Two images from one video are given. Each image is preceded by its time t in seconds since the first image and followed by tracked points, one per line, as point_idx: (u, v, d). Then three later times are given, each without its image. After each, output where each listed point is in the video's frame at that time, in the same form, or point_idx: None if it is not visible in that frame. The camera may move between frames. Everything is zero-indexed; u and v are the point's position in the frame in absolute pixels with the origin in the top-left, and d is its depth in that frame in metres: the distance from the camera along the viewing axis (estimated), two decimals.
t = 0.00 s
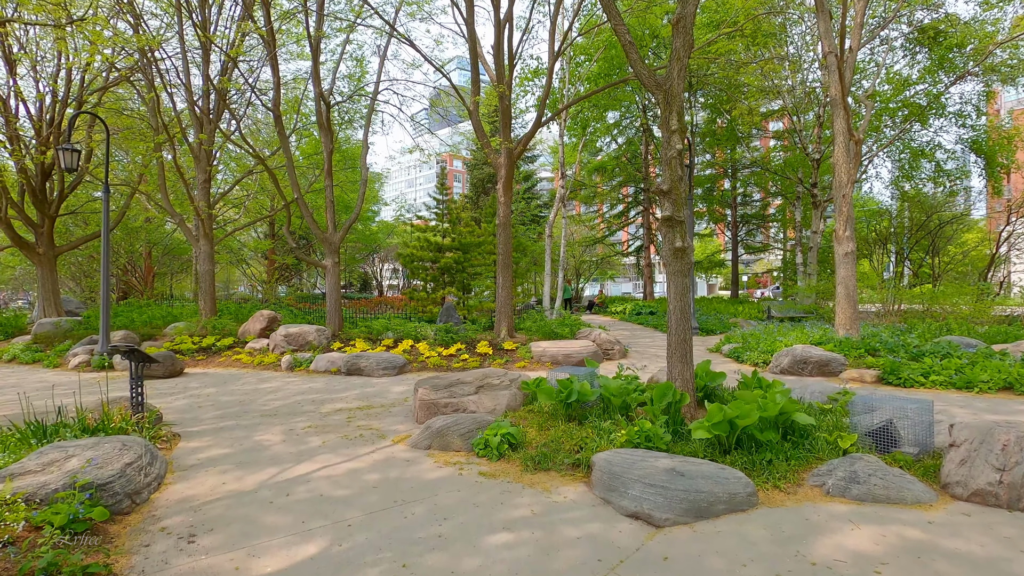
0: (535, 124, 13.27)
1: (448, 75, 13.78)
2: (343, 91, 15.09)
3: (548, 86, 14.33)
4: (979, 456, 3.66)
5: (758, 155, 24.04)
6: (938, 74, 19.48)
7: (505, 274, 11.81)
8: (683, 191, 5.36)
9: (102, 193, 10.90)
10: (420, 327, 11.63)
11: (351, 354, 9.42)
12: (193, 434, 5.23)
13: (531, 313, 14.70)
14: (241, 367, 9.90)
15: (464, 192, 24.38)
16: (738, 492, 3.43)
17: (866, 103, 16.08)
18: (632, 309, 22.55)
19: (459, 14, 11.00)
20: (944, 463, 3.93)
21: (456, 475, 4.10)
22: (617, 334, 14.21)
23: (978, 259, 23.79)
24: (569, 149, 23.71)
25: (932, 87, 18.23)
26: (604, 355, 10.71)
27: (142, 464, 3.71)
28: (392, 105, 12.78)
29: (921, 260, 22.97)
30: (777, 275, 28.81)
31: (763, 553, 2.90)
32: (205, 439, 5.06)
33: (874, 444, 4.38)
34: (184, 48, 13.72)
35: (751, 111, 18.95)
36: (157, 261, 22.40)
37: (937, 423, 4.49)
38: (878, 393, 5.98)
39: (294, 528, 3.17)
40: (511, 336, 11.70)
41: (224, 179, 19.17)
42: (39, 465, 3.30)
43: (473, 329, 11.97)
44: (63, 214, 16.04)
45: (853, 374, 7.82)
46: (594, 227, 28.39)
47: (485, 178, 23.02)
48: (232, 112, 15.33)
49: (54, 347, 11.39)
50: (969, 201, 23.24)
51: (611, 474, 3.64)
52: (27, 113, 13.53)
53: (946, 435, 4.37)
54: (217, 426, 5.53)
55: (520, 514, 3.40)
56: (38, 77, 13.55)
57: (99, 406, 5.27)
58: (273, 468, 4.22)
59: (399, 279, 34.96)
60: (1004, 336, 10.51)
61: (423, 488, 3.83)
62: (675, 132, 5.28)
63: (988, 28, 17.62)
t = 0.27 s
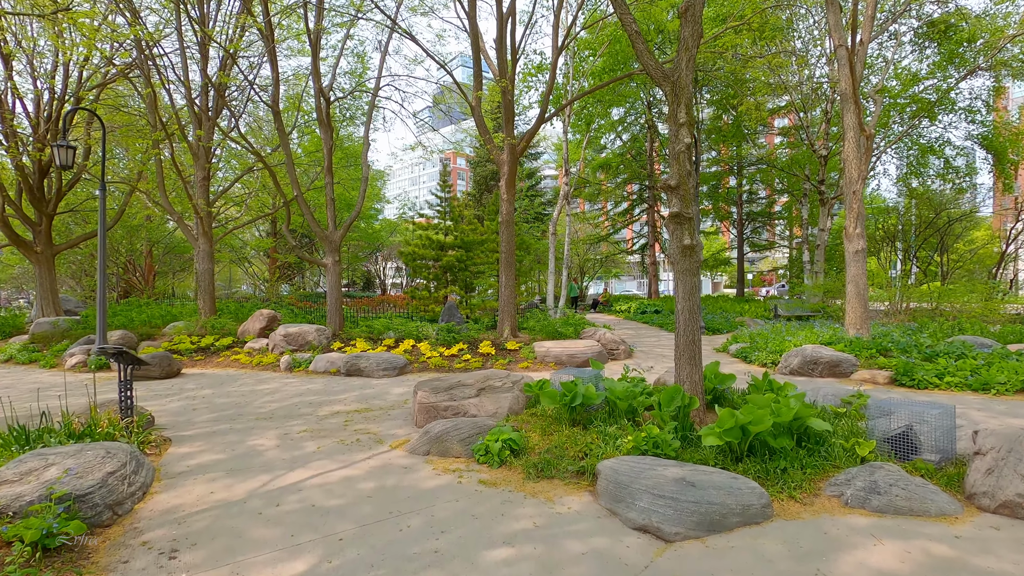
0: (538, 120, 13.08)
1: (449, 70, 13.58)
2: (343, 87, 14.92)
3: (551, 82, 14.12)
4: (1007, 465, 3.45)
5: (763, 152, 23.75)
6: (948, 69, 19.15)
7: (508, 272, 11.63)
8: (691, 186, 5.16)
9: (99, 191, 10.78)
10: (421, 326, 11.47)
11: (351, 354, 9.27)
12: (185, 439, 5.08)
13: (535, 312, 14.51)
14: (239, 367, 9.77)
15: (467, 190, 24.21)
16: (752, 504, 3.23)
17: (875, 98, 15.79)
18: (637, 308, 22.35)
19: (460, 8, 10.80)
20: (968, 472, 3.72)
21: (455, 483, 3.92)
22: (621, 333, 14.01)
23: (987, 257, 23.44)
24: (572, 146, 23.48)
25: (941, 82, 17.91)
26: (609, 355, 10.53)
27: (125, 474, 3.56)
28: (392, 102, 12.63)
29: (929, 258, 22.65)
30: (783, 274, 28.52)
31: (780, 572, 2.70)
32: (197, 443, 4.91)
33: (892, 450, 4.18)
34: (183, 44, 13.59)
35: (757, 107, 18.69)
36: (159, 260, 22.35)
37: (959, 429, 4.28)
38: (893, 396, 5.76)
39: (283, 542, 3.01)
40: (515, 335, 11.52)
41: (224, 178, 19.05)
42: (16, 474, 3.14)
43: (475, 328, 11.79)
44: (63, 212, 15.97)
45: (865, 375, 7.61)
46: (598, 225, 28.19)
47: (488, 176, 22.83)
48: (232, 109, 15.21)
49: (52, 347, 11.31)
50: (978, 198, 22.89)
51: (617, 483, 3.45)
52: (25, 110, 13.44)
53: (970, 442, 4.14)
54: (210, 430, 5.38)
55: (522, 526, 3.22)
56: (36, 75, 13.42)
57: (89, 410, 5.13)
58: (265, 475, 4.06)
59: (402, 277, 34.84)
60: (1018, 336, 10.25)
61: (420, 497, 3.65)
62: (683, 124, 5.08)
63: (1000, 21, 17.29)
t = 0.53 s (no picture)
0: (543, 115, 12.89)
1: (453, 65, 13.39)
2: (346, 84, 14.76)
3: (557, 77, 13.90)
4: None
5: (772, 149, 23.42)
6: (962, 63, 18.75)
7: (513, 270, 11.45)
8: (704, 180, 4.95)
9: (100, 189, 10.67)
10: (425, 326, 11.30)
11: (353, 353, 9.11)
12: (179, 441, 4.92)
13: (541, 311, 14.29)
14: (240, 367, 9.64)
15: (472, 188, 24.02)
16: (773, 516, 3.02)
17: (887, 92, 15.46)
18: (644, 307, 22.10)
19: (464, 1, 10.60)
20: (1001, 482, 3.49)
21: (456, 491, 3.73)
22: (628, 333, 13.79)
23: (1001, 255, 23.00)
24: (578, 144, 23.24)
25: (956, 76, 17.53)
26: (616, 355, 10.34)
27: (111, 481, 3.38)
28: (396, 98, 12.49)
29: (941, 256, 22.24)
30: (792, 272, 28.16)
31: None
32: (191, 446, 4.75)
33: (917, 457, 3.96)
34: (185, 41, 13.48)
35: (765, 103, 18.39)
36: (163, 259, 22.33)
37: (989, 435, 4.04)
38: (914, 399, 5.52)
39: (273, 555, 2.83)
40: (520, 335, 11.34)
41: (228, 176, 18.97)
42: None
43: (480, 327, 11.60)
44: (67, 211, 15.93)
45: (881, 376, 7.36)
46: (603, 223, 27.94)
47: (493, 173, 22.62)
48: (234, 107, 15.12)
49: (53, 346, 11.23)
50: (992, 195, 22.46)
51: (628, 493, 3.25)
52: (27, 108, 13.39)
53: (1002, 447, 3.89)
54: (206, 433, 5.21)
55: (527, 539, 3.03)
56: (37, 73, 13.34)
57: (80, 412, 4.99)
58: (259, 481, 3.88)
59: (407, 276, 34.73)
60: None
61: (420, 506, 3.47)
62: (695, 116, 4.87)
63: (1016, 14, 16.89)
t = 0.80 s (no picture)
0: (551, 111, 12.67)
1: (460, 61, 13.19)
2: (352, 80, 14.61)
3: (565, 72, 13.66)
4: None
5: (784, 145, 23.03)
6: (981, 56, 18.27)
7: (521, 268, 11.26)
8: (721, 174, 4.71)
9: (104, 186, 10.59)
10: (431, 325, 11.13)
11: (358, 353, 8.96)
12: (176, 445, 4.77)
13: (549, 310, 14.08)
14: (245, 366, 9.53)
15: (479, 186, 23.84)
16: (801, 533, 2.80)
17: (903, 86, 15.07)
18: (653, 305, 21.83)
19: None
20: None
21: (461, 501, 3.54)
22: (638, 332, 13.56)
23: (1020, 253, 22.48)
24: (586, 140, 22.98)
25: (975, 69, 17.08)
26: (626, 355, 10.13)
27: (99, 489, 3.24)
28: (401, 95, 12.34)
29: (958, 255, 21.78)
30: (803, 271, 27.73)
31: None
32: (189, 450, 4.60)
33: (951, 468, 3.71)
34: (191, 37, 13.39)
35: (778, 99, 18.02)
36: (171, 257, 22.36)
37: None
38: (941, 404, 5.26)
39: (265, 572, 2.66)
40: (527, 334, 11.15)
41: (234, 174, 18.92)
42: None
43: (487, 326, 11.42)
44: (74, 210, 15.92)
45: (903, 378, 7.10)
46: (612, 221, 27.66)
47: (500, 170, 22.41)
48: (240, 104, 15.04)
49: (59, 345, 11.20)
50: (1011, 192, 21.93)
51: (644, 505, 3.06)
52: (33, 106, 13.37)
53: None
54: (204, 436, 5.06)
55: (535, 556, 2.83)
56: (43, 71, 13.31)
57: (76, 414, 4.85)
58: (255, 489, 3.71)
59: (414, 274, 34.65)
60: None
61: (422, 518, 3.28)
62: (712, 106, 4.64)
63: None
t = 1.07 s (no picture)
0: (561, 106, 12.46)
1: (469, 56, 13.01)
2: (360, 77, 14.48)
3: (576, 67, 13.42)
4: None
5: (799, 142, 22.57)
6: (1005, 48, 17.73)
7: (530, 266, 11.08)
8: (741, 169, 4.48)
9: (112, 184, 10.52)
10: (439, 324, 10.97)
11: (365, 353, 8.82)
12: (176, 448, 4.64)
13: (559, 310, 13.86)
14: (252, 366, 9.43)
15: (488, 184, 23.65)
16: (835, 555, 2.55)
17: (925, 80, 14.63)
18: (664, 305, 21.52)
19: None
20: None
21: (467, 513, 3.35)
22: (650, 332, 13.30)
23: None
24: (597, 137, 22.69)
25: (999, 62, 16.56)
26: (638, 356, 9.91)
27: (89, 498, 3.10)
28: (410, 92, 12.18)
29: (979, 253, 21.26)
30: (818, 269, 27.22)
31: None
32: (187, 454, 4.46)
33: (993, 483, 3.44)
34: (199, 35, 13.34)
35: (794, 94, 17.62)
36: (182, 255, 22.42)
37: None
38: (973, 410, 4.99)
39: None
40: (537, 334, 10.95)
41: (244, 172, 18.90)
42: None
43: (496, 326, 11.24)
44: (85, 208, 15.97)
45: (928, 382, 6.81)
46: (622, 219, 27.34)
47: (510, 168, 22.20)
48: (248, 101, 14.98)
49: (68, 343, 11.18)
50: None
51: (661, 522, 2.87)
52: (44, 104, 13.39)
53: None
54: (205, 439, 4.93)
55: None
56: (54, 69, 13.32)
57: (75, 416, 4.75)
58: (251, 498, 3.55)
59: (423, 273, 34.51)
60: None
61: (425, 531, 3.10)
62: (732, 97, 4.41)
63: None
